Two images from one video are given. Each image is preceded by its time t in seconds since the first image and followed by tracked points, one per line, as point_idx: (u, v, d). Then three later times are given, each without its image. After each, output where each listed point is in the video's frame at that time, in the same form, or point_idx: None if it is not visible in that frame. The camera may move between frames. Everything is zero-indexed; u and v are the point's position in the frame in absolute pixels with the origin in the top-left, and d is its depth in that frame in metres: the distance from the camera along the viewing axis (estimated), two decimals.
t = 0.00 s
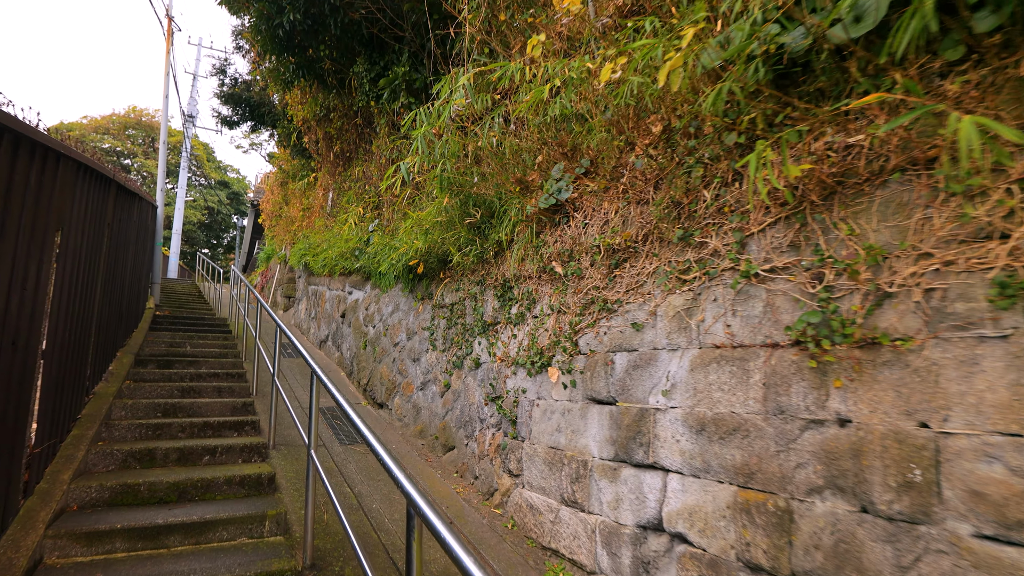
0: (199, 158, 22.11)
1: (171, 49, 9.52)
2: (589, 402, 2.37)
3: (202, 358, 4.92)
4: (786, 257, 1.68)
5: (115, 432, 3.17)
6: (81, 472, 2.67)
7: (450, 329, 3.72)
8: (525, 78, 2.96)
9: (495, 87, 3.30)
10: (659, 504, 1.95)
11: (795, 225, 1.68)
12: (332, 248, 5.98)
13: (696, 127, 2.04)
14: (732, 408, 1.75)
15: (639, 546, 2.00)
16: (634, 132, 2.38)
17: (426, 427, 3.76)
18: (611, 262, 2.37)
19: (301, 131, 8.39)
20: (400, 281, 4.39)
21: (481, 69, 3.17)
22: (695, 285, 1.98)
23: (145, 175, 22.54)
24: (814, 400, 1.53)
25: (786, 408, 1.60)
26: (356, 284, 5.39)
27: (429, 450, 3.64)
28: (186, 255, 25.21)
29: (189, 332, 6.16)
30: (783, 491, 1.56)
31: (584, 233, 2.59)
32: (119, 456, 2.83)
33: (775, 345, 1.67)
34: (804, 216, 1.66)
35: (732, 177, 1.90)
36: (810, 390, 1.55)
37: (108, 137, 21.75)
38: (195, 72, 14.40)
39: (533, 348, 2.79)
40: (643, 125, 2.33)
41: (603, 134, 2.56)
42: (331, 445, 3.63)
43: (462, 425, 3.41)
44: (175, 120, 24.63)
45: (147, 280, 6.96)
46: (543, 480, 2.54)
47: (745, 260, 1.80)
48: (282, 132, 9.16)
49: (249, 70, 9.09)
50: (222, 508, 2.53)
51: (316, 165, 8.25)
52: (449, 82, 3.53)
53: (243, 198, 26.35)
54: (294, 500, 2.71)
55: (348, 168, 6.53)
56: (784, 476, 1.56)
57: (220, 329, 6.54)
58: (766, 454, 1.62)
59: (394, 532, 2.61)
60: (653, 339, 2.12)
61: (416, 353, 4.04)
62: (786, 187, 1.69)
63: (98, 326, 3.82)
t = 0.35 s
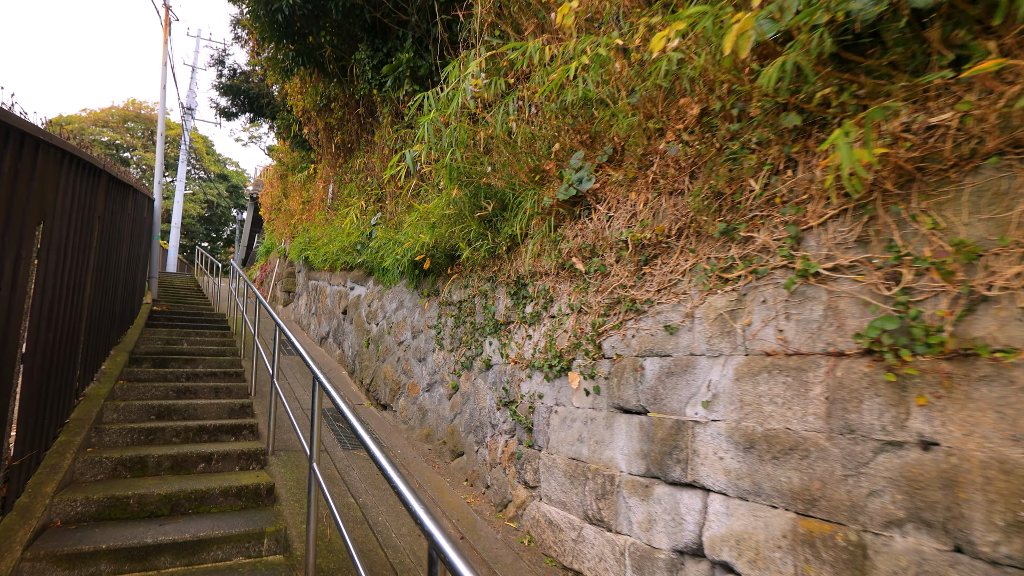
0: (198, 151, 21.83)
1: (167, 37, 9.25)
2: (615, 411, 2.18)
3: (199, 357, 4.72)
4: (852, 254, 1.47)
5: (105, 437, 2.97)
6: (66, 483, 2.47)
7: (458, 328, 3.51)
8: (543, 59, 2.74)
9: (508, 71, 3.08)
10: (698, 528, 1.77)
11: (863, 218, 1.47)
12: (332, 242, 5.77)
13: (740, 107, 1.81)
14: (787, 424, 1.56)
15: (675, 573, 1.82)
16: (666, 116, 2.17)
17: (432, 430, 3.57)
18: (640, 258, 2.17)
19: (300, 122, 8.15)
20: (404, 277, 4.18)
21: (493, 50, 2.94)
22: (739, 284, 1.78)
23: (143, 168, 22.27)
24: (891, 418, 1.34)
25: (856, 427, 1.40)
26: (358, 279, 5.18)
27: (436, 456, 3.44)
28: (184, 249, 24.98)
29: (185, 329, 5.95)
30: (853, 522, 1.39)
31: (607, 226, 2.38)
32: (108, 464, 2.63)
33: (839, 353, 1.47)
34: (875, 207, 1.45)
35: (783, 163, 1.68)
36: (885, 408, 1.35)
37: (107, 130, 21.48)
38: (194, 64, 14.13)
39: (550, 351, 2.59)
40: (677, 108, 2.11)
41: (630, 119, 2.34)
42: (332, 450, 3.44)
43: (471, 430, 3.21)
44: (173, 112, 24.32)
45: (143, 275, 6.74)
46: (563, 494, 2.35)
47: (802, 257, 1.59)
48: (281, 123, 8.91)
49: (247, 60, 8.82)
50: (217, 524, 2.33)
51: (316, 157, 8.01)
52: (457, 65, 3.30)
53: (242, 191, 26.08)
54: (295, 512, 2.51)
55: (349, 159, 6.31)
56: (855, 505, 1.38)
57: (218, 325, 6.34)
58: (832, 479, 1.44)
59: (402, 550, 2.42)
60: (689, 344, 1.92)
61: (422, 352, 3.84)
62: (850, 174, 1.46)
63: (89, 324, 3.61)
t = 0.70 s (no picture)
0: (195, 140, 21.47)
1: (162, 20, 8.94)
2: (658, 416, 1.96)
3: (198, 352, 4.51)
4: (964, 240, 1.26)
5: (96, 440, 2.76)
6: (53, 492, 2.26)
7: (473, 322, 3.30)
8: (571, 29, 2.50)
9: (529, 44, 2.84)
10: (761, 551, 1.55)
11: (978, 197, 1.27)
12: (336, 232, 5.54)
13: (817, 74, 1.60)
14: (878, 438, 1.34)
15: None
16: (720, 88, 1.94)
17: (446, 431, 3.36)
18: (688, 246, 1.95)
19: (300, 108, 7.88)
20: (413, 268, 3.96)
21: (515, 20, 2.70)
22: (811, 276, 1.56)
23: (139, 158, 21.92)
24: (1020, 436, 1.13)
25: (971, 444, 1.19)
26: (363, 271, 4.96)
27: (450, 458, 3.24)
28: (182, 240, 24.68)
29: (183, 322, 5.73)
30: (967, 556, 1.18)
31: (647, 212, 2.15)
32: (99, 471, 2.42)
33: (947, 357, 1.25)
34: (994, 184, 1.24)
35: (872, 135, 1.47)
36: (1011, 423, 1.14)
37: (103, 119, 21.12)
38: (191, 50, 13.80)
39: (580, 348, 2.37)
40: (734, 78, 1.89)
41: (675, 92, 2.12)
42: (340, 452, 3.23)
43: (488, 431, 3.00)
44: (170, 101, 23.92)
45: (139, 266, 6.50)
46: (596, 505, 2.14)
47: (896, 243, 1.37)
48: (280, 110, 8.64)
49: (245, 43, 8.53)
50: (218, 538, 2.12)
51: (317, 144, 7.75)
52: (474, 40, 3.07)
53: (240, 182, 25.74)
54: (302, 523, 2.31)
55: (352, 146, 6.07)
56: (970, 537, 1.17)
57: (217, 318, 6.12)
58: (938, 505, 1.22)
59: (420, 565, 2.21)
60: (748, 343, 1.70)
61: (434, 348, 3.62)
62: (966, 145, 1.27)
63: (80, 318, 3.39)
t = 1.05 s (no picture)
0: (193, 129, 21.14)
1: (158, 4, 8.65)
2: (700, 433, 1.79)
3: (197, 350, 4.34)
4: None
5: (88, 450, 2.61)
6: (40, 511, 2.11)
7: (487, 323, 3.12)
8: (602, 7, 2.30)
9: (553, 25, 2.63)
10: None
11: None
12: (340, 225, 5.35)
13: (899, 53, 1.41)
14: (976, 473, 1.17)
15: None
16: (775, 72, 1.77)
17: (458, 437, 3.20)
18: (736, 247, 1.77)
19: (301, 96, 7.64)
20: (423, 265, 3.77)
21: None
22: (889, 283, 1.38)
23: (136, 147, 21.59)
24: None
25: None
26: (368, 266, 4.77)
27: (463, 466, 3.07)
28: (181, 231, 24.42)
29: (181, 318, 5.55)
30: None
31: (687, 208, 1.97)
32: (90, 486, 2.27)
33: None
34: None
35: (967, 124, 1.30)
36: None
37: (99, 107, 20.76)
38: (189, 37, 13.50)
39: (609, 356, 2.19)
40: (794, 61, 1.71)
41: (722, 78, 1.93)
42: (346, 460, 3.06)
43: (505, 439, 2.84)
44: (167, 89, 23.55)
45: (134, 259, 6.30)
46: (629, 527, 1.97)
47: (999, 248, 1.20)
48: (280, 98, 8.40)
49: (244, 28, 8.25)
50: (217, 563, 1.96)
51: (319, 134, 7.52)
52: (491, 22, 2.87)
53: (239, 172, 25.43)
54: (309, 543, 2.14)
55: (355, 136, 5.85)
56: None
57: (216, 314, 5.95)
58: None
59: None
60: (810, 357, 1.52)
61: (444, 349, 3.44)
62: None
63: (70, 318, 3.22)
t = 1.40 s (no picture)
0: (190, 117, 20.77)
1: None
2: (761, 450, 1.57)
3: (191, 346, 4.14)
4: None
5: (69, 459, 2.43)
6: (12, 531, 1.92)
7: (503, 319, 2.90)
8: None
9: None
10: None
11: None
12: (342, 214, 5.10)
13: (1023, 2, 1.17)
14: None
15: None
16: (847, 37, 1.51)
17: (472, 441, 2.98)
18: (806, 238, 1.53)
19: (300, 81, 7.35)
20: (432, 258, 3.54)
21: None
22: (1011, 281, 1.15)
23: (132, 135, 21.23)
24: None
25: None
26: (372, 257, 4.53)
27: (477, 473, 2.86)
28: (178, 221, 24.11)
29: (177, 311, 5.33)
30: None
31: (742, 193, 1.73)
32: (68, 502, 2.09)
33: None
34: None
35: None
36: None
37: (94, 94, 20.39)
38: (184, 22, 13.14)
39: (648, 358, 1.97)
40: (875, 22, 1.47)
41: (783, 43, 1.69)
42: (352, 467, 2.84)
43: (525, 446, 2.63)
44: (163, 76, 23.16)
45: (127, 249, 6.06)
46: (673, 552, 1.76)
47: None
48: (278, 83, 8.11)
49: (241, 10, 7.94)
50: None
51: (319, 120, 7.25)
52: None
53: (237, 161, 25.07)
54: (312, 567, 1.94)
55: (358, 122, 5.60)
56: None
57: (212, 307, 5.73)
58: None
59: None
60: (903, 366, 1.29)
61: (456, 346, 3.22)
62: None
63: (53, 313, 3.01)
